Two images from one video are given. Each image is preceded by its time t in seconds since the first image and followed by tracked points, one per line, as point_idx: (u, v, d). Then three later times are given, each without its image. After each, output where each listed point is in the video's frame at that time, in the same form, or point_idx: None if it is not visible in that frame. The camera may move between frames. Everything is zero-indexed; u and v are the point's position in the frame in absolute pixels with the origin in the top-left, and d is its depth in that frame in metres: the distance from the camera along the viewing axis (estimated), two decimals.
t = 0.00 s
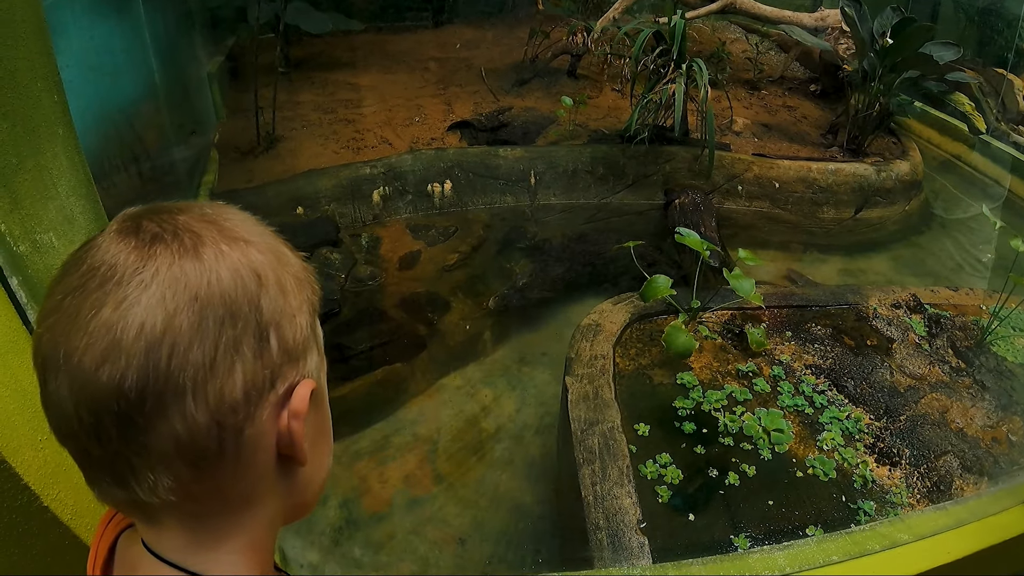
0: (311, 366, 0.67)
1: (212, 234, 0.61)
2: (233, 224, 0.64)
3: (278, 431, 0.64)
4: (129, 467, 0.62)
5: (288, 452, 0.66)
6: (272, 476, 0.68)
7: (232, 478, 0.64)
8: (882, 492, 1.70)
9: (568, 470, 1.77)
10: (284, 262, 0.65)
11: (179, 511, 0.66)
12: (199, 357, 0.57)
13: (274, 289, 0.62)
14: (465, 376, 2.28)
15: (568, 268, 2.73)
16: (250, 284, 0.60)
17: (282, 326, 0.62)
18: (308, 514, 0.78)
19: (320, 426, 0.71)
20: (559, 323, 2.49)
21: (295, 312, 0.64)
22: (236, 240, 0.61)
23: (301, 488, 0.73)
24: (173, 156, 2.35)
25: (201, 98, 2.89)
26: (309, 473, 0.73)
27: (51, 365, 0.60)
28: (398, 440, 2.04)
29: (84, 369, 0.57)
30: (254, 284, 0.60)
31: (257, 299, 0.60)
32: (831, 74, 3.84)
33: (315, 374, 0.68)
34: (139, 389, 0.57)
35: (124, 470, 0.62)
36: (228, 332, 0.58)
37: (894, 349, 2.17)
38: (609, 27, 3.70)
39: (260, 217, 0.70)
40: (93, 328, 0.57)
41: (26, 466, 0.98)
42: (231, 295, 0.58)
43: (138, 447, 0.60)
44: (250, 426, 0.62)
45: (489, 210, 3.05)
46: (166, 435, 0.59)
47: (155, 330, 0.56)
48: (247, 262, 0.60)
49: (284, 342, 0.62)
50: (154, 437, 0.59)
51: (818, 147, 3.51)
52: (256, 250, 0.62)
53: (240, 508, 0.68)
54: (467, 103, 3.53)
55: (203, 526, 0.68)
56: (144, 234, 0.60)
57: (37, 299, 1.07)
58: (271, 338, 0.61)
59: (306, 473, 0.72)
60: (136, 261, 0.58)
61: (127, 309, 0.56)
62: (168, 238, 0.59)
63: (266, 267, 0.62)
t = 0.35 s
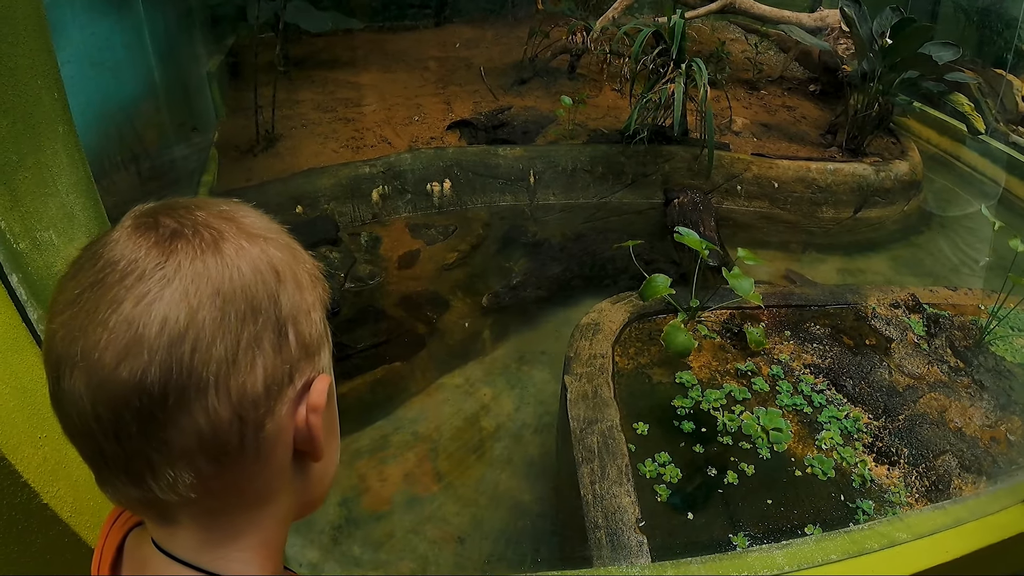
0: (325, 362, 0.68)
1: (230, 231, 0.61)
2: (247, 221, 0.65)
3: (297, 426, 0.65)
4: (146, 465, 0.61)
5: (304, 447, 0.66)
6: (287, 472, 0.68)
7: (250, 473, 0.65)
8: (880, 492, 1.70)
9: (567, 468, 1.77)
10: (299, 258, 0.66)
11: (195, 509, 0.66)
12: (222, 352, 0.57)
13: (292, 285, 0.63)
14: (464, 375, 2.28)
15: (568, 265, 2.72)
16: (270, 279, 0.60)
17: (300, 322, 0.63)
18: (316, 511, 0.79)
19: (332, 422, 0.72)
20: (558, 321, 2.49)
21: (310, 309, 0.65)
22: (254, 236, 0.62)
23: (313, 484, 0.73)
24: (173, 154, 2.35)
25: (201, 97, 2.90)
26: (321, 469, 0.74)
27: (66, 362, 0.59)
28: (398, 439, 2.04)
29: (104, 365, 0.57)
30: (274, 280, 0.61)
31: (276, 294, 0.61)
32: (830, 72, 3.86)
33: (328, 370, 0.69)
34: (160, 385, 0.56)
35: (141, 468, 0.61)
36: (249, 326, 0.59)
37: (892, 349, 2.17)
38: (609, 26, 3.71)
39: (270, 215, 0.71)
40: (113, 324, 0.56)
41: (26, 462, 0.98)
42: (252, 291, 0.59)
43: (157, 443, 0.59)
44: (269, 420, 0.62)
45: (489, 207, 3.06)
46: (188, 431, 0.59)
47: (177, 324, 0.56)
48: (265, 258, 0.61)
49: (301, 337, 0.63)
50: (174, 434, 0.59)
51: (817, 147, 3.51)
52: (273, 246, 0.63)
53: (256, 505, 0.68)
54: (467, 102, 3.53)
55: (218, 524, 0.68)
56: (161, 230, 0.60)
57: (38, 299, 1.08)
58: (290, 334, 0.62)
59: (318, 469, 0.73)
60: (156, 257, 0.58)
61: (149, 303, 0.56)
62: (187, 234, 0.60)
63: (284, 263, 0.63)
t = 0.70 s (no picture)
0: (330, 359, 0.68)
1: (236, 228, 0.61)
2: (252, 219, 0.65)
3: (303, 423, 0.65)
4: (153, 463, 0.61)
5: (310, 443, 0.67)
6: (293, 469, 0.68)
7: (257, 470, 0.65)
8: (880, 491, 1.70)
9: (567, 468, 1.77)
10: (304, 256, 0.66)
11: (201, 507, 0.66)
12: (230, 349, 0.57)
13: (298, 282, 0.63)
14: (464, 375, 2.28)
15: (568, 265, 2.72)
16: (276, 277, 0.61)
17: (306, 319, 0.63)
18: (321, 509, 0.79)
19: (337, 419, 0.72)
20: (558, 321, 2.49)
21: (317, 306, 0.65)
22: (260, 234, 0.62)
23: (318, 481, 0.74)
24: (172, 154, 2.35)
25: (200, 97, 2.90)
26: (327, 466, 0.74)
27: (72, 360, 0.59)
28: (397, 439, 2.03)
29: (111, 363, 0.56)
30: (280, 277, 0.61)
31: (283, 291, 0.61)
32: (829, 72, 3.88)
33: (334, 368, 0.69)
34: (168, 382, 0.56)
35: (148, 467, 0.61)
36: (257, 323, 0.59)
37: (892, 349, 2.17)
38: (609, 26, 3.71)
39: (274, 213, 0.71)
40: (121, 322, 0.56)
41: (26, 462, 0.97)
42: (260, 288, 0.59)
43: (165, 441, 0.59)
44: (277, 417, 0.63)
45: (488, 207, 3.06)
46: (196, 429, 0.59)
47: (185, 322, 0.56)
48: (272, 256, 0.61)
49: (308, 334, 0.63)
50: (181, 431, 0.59)
51: (817, 147, 3.51)
52: (279, 243, 0.63)
53: (263, 502, 0.68)
54: (466, 102, 3.53)
55: (225, 522, 0.68)
56: (167, 227, 0.60)
57: (38, 299, 1.08)
58: (297, 331, 0.62)
59: (323, 466, 0.73)
60: (163, 255, 0.58)
61: (157, 301, 0.56)
62: (194, 231, 0.60)
63: (291, 260, 0.63)
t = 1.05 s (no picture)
0: (332, 351, 0.68)
1: (237, 218, 0.61)
2: (254, 210, 0.65)
3: (304, 413, 0.65)
4: (154, 454, 0.61)
5: (312, 434, 0.67)
6: (294, 460, 0.68)
7: (258, 461, 0.65)
8: (882, 489, 1.70)
9: (569, 465, 1.77)
10: (306, 247, 0.66)
11: (203, 498, 0.66)
12: (230, 338, 0.57)
13: (299, 273, 0.63)
14: (466, 372, 2.28)
15: (570, 262, 2.72)
16: (278, 267, 0.61)
17: (307, 309, 0.63)
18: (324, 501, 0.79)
19: (338, 411, 0.72)
20: (560, 318, 2.49)
21: (318, 296, 0.65)
22: (261, 224, 0.62)
23: (320, 473, 0.74)
24: (175, 151, 2.35)
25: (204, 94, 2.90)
26: (328, 458, 0.74)
27: (72, 350, 0.58)
28: (399, 435, 2.03)
29: (111, 352, 0.56)
30: (281, 267, 0.61)
31: (284, 281, 0.61)
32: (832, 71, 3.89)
33: (335, 359, 0.69)
34: (168, 370, 0.56)
35: (148, 457, 0.61)
36: (257, 313, 0.59)
37: (894, 347, 2.17)
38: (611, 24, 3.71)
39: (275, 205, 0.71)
40: (121, 310, 0.56)
41: (28, 455, 0.97)
42: (261, 278, 0.59)
43: (164, 432, 0.59)
44: (277, 408, 0.63)
45: (490, 205, 3.07)
46: (196, 419, 0.59)
47: (185, 311, 0.56)
48: (273, 245, 0.61)
49: (309, 325, 0.63)
50: (181, 421, 0.59)
51: (819, 145, 3.51)
52: (281, 233, 0.63)
53: (265, 494, 0.68)
54: (469, 99, 3.53)
55: (226, 514, 0.68)
56: (168, 217, 0.60)
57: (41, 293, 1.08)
58: (298, 321, 0.62)
59: (325, 458, 0.73)
60: (163, 244, 0.57)
61: (157, 290, 0.56)
62: (195, 220, 0.59)
63: (292, 250, 0.63)
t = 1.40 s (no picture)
0: (329, 352, 0.68)
1: (230, 223, 0.61)
2: (246, 214, 0.64)
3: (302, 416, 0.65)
4: (155, 461, 0.61)
5: (311, 436, 0.67)
6: (295, 462, 0.69)
7: (258, 464, 0.65)
8: (883, 490, 1.70)
9: (569, 465, 1.77)
10: (299, 250, 0.65)
11: (207, 503, 0.66)
12: (225, 346, 0.58)
13: (294, 276, 0.62)
14: (467, 372, 2.28)
15: (571, 262, 2.72)
16: (271, 272, 0.60)
17: (302, 313, 0.63)
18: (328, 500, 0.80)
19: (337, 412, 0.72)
20: (561, 319, 2.49)
21: (313, 299, 0.65)
22: (253, 230, 0.62)
23: (322, 473, 0.74)
24: (177, 151, 2.35)
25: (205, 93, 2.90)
26: (330, 458, 0.74)
27: (70, 361, 0.59)
28: (400, 435, 2.03)
29: (108, 363, 0.56)
30: (275, 272, 0.61)
31: (278, 286, 0.61)
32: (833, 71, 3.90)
33: (332, 361, 0.69)
34: (165, 380, 0.57)
35: (150, 465, 0.62)
36: (252, 320, 0.59)
37: (895, 348, 2.17)
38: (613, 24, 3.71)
39: (269, 206, 0.71)
40: (117, 321, 0.56)
41: (30, 454, 0.97)
42: (254, 284, 0.59)
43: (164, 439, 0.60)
44: (275, 412, 0.63)
45: (491, 205, 3.07)
46: (194, 426, 0.59)
47: (180, 320, 0.56)
48: (266, 251, 0.61)
49: (305, 329, 0.64)
50: (180, 429, 0.59)
51: (820, 146, 3.51)
52: (273, 238, 0.62)
53: (268, 496, 0.69)
54: (470, 100, 3.53)
55: (231, 518, 0.68)
56: (160, 225, 0.59)
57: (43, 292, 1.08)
58: (294, 326, 0.62)
59: (326, 459, 0.73)
60: (156, 253, 0.57)
61: (151, 300, 0.56)
62: (188, 228, 0.59)
63: (285, 254, 0.62)
